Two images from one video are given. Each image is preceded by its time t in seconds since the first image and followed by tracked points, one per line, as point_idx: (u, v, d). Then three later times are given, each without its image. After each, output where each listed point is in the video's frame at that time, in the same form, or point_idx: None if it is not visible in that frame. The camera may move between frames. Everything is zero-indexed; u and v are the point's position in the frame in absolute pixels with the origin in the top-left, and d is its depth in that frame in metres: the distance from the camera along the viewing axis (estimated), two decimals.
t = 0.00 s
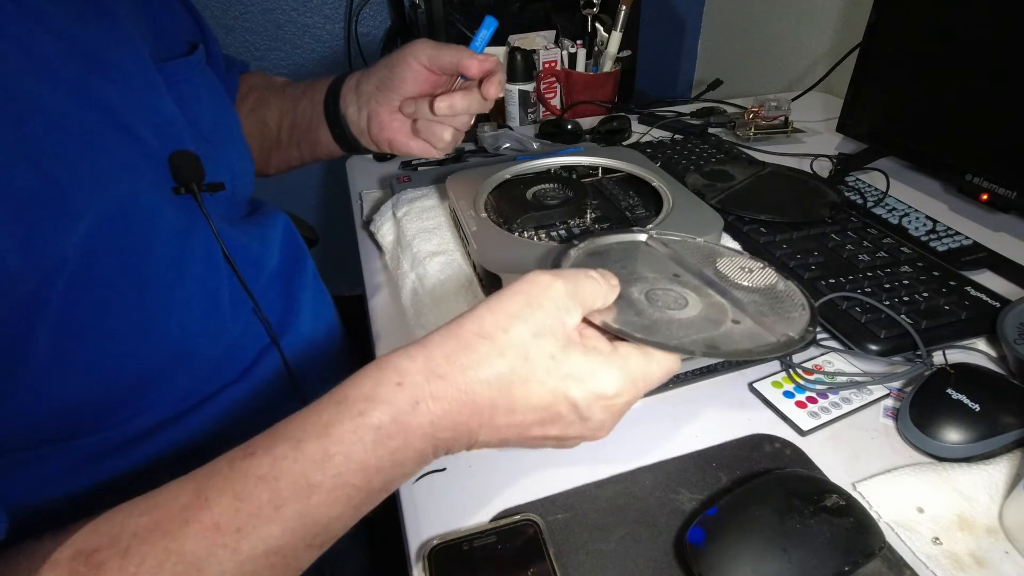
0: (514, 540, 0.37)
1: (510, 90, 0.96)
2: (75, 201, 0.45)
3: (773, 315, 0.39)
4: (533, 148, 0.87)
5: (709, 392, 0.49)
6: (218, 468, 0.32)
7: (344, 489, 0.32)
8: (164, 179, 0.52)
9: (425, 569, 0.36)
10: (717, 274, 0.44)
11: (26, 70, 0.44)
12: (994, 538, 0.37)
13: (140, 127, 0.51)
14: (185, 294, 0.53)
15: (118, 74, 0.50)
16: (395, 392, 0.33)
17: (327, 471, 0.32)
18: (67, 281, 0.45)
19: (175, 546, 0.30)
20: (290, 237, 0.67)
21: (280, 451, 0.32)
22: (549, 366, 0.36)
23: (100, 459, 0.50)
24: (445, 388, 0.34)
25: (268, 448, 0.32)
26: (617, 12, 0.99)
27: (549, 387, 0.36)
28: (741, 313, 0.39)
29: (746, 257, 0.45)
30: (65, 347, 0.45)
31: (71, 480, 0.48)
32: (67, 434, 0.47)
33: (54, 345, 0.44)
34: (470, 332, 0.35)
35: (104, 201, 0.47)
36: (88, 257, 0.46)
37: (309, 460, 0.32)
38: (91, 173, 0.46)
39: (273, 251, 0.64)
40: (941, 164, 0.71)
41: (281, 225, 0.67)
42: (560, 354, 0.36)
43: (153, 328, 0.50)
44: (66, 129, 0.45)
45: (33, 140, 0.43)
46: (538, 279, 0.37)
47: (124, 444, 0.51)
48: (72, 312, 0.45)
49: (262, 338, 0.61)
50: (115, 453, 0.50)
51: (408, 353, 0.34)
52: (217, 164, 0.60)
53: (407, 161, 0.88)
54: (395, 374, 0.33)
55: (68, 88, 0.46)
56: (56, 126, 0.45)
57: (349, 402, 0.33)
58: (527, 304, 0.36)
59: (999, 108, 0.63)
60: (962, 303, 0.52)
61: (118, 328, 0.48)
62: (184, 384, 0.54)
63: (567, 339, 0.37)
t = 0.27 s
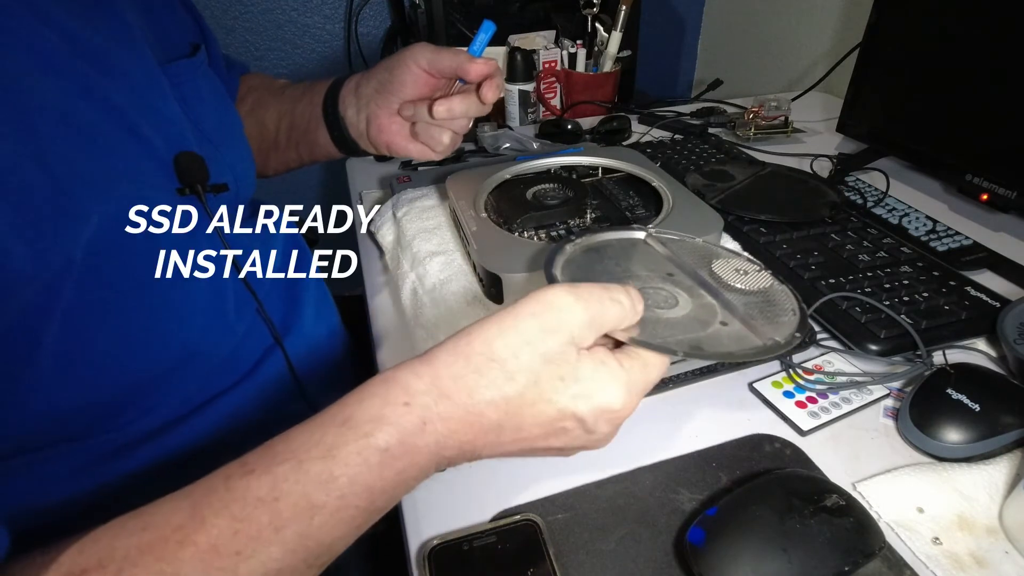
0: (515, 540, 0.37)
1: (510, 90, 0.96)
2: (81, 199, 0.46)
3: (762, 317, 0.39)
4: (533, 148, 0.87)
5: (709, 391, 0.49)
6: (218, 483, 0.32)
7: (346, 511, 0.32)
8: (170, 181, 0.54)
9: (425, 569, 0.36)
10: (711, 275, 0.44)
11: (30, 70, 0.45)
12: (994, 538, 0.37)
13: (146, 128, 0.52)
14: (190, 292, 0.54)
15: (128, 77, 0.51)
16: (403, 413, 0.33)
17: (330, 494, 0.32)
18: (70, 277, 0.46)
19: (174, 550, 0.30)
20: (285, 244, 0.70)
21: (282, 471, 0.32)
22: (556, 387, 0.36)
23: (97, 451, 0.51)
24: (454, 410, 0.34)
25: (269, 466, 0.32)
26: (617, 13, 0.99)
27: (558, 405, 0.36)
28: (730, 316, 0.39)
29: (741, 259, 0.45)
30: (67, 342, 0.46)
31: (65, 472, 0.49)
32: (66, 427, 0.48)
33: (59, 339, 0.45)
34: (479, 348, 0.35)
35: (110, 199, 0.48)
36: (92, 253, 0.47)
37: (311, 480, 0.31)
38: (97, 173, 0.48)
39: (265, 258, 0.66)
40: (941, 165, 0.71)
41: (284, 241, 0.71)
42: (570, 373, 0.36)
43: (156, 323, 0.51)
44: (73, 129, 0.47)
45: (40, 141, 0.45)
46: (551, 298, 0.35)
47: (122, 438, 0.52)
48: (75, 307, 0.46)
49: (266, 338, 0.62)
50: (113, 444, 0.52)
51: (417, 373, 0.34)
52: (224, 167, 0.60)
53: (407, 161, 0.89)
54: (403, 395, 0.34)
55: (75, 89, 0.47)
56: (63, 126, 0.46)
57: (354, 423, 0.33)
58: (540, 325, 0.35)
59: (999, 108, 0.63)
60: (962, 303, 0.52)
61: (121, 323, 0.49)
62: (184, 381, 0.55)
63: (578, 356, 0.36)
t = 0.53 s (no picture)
0: (514, 540, 0.37)
1: (510, 90, 0.96)
2: (83, 199, 0.47)
3: (750, 334, 0.38)
4: (533, 148, 0.87)
5: (709, 391, 0.49)
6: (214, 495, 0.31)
7: (343, 516, 0.32)
8: (171, 183, 0.54)
9: (425, 569, 0.36)
10: (705, 281, 0.43)
11: (32, 72, 0.45)
12: (994, 538, 0.37)
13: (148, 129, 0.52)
14: (190, 294, 0.54)
15: (129, 78, 0.51)
16: (403, 420, 0.33)
17: (328, 501, 0.31)
18: (71, 276, 0.46)
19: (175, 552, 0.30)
20: (285, 244, 0.70)
21: (280, 479, 0.31)
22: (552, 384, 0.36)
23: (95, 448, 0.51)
24: (454, 414, 0.34)
25: (267, 474, 0.32)
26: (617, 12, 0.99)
27: (557, 412, 0.36)
28: (718, 329, 0.39)
29: (735, 267, 0.44)
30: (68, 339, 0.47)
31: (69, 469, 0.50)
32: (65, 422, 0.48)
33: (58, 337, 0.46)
34: (480, 349, 0.35)
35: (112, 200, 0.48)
36: (93, 253, 0.47)
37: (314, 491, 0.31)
38: (98, 173, 0.48)
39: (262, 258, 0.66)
40: (941, 165, 0.71)
41: (282, 240, 0.70)
42: (569, 380, 0.36)
43: (155, 324, 0.52)
44: (75, 129, 0.47)
45: (41, 141, 0.45)
46: (547, 304, 0.36)
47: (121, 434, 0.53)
48: (75, 307, 0.47)
49: (267, 338, 0.62)
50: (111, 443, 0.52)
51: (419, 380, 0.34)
52: (224, 170, 0.60)
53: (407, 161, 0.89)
54: (403, 401, 0.33)
55: (76, 90, 0.48)
56: (64, 128, 0.46)
57: (354, 430, 0.33)
58: (538, 329, 0.35)
59: (999, 108, 0.63)
60: (962, 303, 0.52)
61: (121, 323, 0.49)
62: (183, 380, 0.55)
63: (575, 363, 0.37)
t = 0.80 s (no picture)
0: (515, 540, 0.37)
1: (510, 90, 0.96)
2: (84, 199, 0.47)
3: (743, 336, 0.39)
4: (533, 148, 0.87)
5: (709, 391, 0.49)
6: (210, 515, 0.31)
7: (341, 543, 0.31)
8: (172, 184, 0.54)
9: (425, 569, 0.36)
10: (702, 284, 0.43)
11: (33, 72, 0.46)
12: (993, 538, 0.37)
13: (148, 130, 0.52)
14: (190, 294, 0.54)
15: (129, 80, 0.52)
16: (406, 448, 0.32)
17: (327, 530, 0.31)
18: (72, 276, 0.46)
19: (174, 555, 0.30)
20: (286, 244, 0.70)
21: (278, 504, 0.30)
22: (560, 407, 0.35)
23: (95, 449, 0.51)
24: (458, 444, 0.33)
25: (264, 499, 0.31)
26: (617, 12, 0.99)
27: (564, 440, 0.35)
28: (712, 334, 0.39)
29: (734, 270, 0.45)
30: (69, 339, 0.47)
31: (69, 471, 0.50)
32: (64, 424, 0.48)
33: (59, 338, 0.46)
34: (485, 377, 0.33)
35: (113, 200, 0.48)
36: (94, 253, 0.47)
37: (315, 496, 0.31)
38: (99, 173, 0.48)
39: (263, 258, 0.66)
40: (941, 165, 0.71)
41: (282, 240, 0.70)
42: (576, 408, 0.35)
43: (156, 324, 0.52)
44: (76, 130, 0.47)
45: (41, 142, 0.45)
46: (558, 327, 0.34)
47: (121, 436, 0.52)
48: (76, 307, 0.47)
49: (267, 338, 0.62)
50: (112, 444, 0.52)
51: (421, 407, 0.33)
52: (224, 172, 0.60)
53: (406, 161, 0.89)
54: (406, 429, 0.32)
55: (76, 91, 0.48)
56: (65, 129, 0.46)
57: (355, 457, 0.32)
58: (548, 356, 0.34)
59: (998, 108, 0.63)
60: (962, 303, 0.52)
61: (122, 323, 0.50)
62: (184, 381, 0.55)
63: (584, 389, 0.35)
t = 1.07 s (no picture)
0: (516, 541, 0.37)
1: (510, 90, 0.96)
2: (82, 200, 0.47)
3: (740, 351, 0.40)
4: (533, 148, 0.87)
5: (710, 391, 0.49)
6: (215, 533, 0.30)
7: (349, 563, 0.31)
8: (173, 186, 0.54)
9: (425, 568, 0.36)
10: (699, 292, 0.43)
11: (33, 74, 0.46)
12: (994, 538, 0.37)
13: (148, 130, 0.52)
14: (190, 295, 0.54)
15: (129, 80, 0.52)
16: (417, 469, 0.31)
17: (336, 552, 0.30)
18: (71, 276, 0.46)
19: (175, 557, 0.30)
20: (286, 245, 0.70)
21: (286, 526, 0.30)
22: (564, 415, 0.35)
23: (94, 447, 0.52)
24: (468, 463, 0.32)
25: (272, 520, 0.30)
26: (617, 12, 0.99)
27: (569, 458, 0.35)
28: (708, 348, 0.40)
29: (733, 277, 0.45)
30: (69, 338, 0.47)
31: (70, 468, 0.51)
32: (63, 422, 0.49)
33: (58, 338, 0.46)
34: (494, 397, 0.33)
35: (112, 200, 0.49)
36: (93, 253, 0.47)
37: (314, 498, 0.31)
38: (98, 174, 0.48)
39: (263, 258, 0.66)
40: (941, 165, 0.71)
41: (283, 240, 0.70)
42: (580, 424, 0.35)
43: (156, 325, 0.52)
44: (75, 131, 0.47)
45: (41, 143, 0.45)
46: (556, 344, 0.35)
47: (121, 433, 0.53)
48: (74, 307, 0.47)
49: (268, 339, 0.62)
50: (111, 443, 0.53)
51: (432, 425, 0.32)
52: (225, 172, 0.60)
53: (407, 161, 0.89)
54: (417, 450, 0.32)
55: (76, 92, 0.48)
56: (65, 130, 0.47)
57: (366, 479, 0.31)
58: (551, 372, 0.34)
59: (998, 108, 0.63)
60: (962, 303, 0.52)
61: (122, 323, 0.50)
62: (184, 382, 0.55)
63: (586, 406, 0.36)
